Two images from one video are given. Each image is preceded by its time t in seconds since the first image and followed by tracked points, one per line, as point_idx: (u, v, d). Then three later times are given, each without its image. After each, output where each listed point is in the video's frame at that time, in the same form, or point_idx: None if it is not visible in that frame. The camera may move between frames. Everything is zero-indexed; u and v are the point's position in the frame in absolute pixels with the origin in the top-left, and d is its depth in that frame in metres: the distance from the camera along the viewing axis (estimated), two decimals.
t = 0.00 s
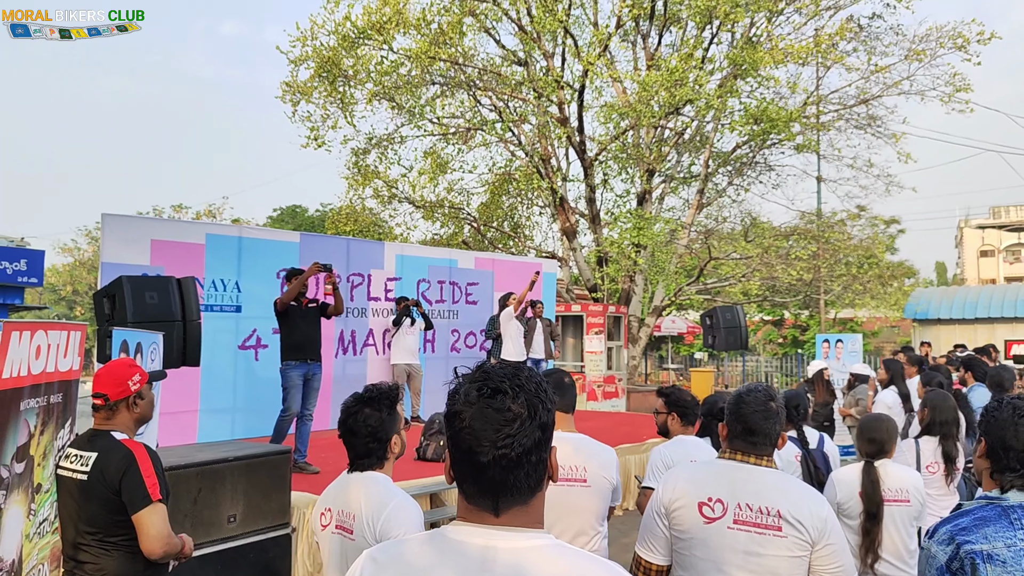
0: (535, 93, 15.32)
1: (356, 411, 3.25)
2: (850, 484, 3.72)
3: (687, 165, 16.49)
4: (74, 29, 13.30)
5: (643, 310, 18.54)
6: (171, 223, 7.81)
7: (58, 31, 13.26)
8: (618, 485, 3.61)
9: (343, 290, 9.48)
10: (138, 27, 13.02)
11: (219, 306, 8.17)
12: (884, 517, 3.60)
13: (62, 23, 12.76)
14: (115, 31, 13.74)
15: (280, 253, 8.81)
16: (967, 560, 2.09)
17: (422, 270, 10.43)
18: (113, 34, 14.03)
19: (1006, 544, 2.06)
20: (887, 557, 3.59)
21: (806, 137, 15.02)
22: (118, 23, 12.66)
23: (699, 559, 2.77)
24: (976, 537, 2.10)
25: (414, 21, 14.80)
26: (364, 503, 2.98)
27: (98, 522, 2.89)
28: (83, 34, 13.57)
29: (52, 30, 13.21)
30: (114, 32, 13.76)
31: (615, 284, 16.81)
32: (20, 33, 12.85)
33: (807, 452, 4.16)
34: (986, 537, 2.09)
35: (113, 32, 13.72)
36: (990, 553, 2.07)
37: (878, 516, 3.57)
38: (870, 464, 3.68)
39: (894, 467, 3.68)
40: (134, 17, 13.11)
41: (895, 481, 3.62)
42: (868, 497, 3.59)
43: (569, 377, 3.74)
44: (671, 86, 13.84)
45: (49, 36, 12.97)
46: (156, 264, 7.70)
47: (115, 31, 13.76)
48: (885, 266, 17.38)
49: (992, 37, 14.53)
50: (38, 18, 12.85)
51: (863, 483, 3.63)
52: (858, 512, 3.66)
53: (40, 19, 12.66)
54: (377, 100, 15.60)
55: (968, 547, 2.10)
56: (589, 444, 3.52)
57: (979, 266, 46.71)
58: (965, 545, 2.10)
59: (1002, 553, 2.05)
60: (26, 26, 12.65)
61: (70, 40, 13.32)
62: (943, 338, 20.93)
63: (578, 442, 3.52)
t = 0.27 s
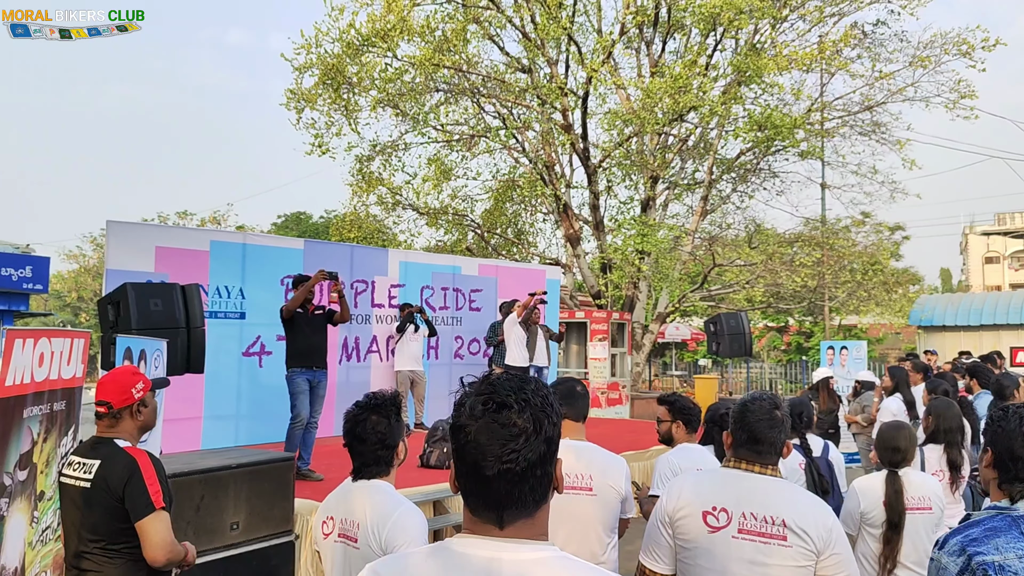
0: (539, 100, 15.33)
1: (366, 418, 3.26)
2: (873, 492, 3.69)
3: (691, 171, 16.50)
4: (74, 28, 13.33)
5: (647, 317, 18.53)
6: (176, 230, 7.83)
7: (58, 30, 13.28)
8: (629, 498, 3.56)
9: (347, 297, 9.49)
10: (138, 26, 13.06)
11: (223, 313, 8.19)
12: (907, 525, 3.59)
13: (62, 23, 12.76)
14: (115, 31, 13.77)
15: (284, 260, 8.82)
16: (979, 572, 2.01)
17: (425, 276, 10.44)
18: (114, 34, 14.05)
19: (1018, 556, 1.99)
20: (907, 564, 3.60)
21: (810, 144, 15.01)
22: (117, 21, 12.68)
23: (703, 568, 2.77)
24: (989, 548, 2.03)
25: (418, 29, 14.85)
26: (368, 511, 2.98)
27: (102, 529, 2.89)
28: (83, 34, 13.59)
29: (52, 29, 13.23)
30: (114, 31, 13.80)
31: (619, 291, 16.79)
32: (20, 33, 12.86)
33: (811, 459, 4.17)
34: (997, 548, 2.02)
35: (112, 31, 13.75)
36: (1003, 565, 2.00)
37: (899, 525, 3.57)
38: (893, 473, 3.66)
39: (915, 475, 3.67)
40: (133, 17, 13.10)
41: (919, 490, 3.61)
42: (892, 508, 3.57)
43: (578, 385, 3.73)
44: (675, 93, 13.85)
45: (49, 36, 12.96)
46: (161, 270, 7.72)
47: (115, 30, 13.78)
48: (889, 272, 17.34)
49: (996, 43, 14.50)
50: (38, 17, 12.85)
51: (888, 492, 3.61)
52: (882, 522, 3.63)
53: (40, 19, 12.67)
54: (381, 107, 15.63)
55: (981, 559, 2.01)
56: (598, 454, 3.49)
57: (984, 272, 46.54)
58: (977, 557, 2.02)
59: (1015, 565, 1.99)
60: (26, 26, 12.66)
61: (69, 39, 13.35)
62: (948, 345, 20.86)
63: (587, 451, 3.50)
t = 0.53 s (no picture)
0: (540, 105, 15.34)
1: (364, 424, 3.24)
2: (899, 499, 3.74)
3: (693, 177, 16.51)
4: (74, 29, 13.35)
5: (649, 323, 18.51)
6: (177, 235, 7.83)
7: (59, 31, 13.32)
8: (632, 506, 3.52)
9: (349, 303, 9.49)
10: (138, 26, 13.07)
11: (224, 319, 8.18)
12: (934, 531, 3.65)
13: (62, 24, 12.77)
14: (115, 31, 13.80)
15: (285, 266, 8.82)
16: None
17: (427, 282, 10.43)
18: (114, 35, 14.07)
19: (1021, 562, 1.94)
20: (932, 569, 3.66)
21: (812, 150, 15.01)
22: (117, 22, 12.68)
23: None
24: (991, 555, 1.98)
25: (420, 35, 14.88)
26: (368, 518, 2.96)
27: (100, 536, 2.88)
28: (83, 34, 13.62)
29: (52, 30, 13.27)
30: (114, 31, 13.83)
31: (620, 297, 16.77)
32: (20, 33, 12.86)
33: (813, 466, 4.13)
34: (1000, 555, 1.97)
35: (113, 31, 13.78)
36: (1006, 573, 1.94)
37: (927, 531, 3.62)
38: (921, 480, 3.70)
39: (939, 481, 3.74)
40: (133, 17, 13.10)
41: (946, 495, 3.67)
42: (921, 514, 3.62)
43: (581, 391, 3.72)
44: (676, 99, 13.87)
45: (48, 36, 12.96)
46: (162, 276, 7.72)
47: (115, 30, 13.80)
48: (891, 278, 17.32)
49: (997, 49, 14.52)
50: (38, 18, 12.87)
51: (917, 499, 3.66)
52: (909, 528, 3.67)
53: (39, 19, 12.68)
54: (382, 113, 15.65)
55: (984, 566, 1.96)
56: (600, 462, 3.47)
57: (986, 278, 46.45)
58: (980, 564, 1.97)
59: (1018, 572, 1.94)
60: (26, 26, 12.67)
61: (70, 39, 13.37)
62: (950, 351, 20.84)
63: (589, 459, 3.49)
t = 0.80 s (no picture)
0: (541, 112, 15.35)
1: (363, 430, 3.24)
2: (918, 507, 3.84)
3: (694, 184, 16.53)
4: (74, 29, 13.37)
5: (650, 330, 18.51)
6: (178, 241, 7.84)
7: (59, 31, 13.35)
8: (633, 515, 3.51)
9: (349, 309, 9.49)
10: (138, 27, 13.07)
11: (224, 325, 8.18)
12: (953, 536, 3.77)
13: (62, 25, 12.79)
14: (115, 31, 13.84)
15: (286, 272, 8.82)
16: None
17: (427, 288, 10.44)
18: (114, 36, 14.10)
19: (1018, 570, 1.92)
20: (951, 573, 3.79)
21: (812, 156, 15.03)
22: (116, 22, 12.69)
23: None
24: (988, 563, 1.96)
25: (421, 41, 14.91)
26: (368, 525, 2.96)
27: (100, 544, 2.87)
28: (83, 34, 13.64)
29: (52, 29, 13.29)
30: (114, 31, 13.86)
31: (621, 304, 16.77)
32: (21, 33, 12.88)
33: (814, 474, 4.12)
34: (997, 564, 1.96)
35: (112, 31, 13.83)
36: None
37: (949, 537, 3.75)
38: (941, 488, 3.82)
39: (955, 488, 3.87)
40: (133, 17, 13.12)
41: (965, 502, 3.79)
42: (943, 521, 3.74)
43: (583, 399, 3.71)
44: (677, 106, 13.89)
45: (48, 35, 12.98)
46: (162, 282, 7.72)
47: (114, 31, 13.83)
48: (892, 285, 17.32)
49: (997, 57, 14.54)
50: (38, 18, 12.90)
51: (939, 507, 3.77)
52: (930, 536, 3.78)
53: (40, 19, 12.70)
54: (383, 119, 15.67)
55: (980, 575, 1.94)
56: (600, 469, 3.47)
57: (988, 286, 46.37)
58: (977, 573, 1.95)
59: None
60: (26, 26, 12.68)
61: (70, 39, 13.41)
62: (951, 358, 20.82)
63: (589, 466, 3.49)
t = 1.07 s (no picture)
0: (543, 119, 15.37)
1: (366, 436, 3.23)
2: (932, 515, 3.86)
3: (695, 191, 16.55)
4: (74, 29, 13.38)
5: (650, 337, 18.49)
6: (179, 246, 7.84)
7: (59, 31, 13.37)
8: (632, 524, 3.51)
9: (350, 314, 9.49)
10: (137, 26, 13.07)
11: (225, 330, 8.18)
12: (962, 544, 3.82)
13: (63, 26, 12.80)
14: (116, 32, 13.87)
15: (287, 277, 8.82)
16: None
17: (428, 294, 10.44)
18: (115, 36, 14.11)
19: None
20: None
21: (813, 164, 15.05)
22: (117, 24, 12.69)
23: None
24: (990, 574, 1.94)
25: (423, 48, 14.94)
26: (370, 532, 2.95)
27: (100, 551, 2.86)
28: (84, 34, 13.65)
29: (52, 29, 13.30)
30: (114, 32, 13.87)
31: (622, 310, 16.77)
32: (21, 34, 12.88)
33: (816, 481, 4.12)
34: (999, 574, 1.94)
35: (113, 32, 13.86)
36: None
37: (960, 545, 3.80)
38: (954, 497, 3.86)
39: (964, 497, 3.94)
40: (134, 19, 13.12)
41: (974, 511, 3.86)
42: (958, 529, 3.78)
43: (587, 407, 3.69)
44: (678, 112, 13.90)
45: (49, 35, 12.98)
46: (163, 288, 7.72)
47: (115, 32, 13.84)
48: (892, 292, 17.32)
49: (998, 66, 14.59)
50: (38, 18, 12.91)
51: (955, 515, 3.81)
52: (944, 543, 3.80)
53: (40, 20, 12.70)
54: (385, 125, 15.69)
55: None
56: (600, 478, 3.47)
57: (988, 293, 46.38)
58: None
59: None
60: (26, 26, 12.69)
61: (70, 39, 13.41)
62: (952, 366, 20.81)
63: (590, 474, 3.50)
